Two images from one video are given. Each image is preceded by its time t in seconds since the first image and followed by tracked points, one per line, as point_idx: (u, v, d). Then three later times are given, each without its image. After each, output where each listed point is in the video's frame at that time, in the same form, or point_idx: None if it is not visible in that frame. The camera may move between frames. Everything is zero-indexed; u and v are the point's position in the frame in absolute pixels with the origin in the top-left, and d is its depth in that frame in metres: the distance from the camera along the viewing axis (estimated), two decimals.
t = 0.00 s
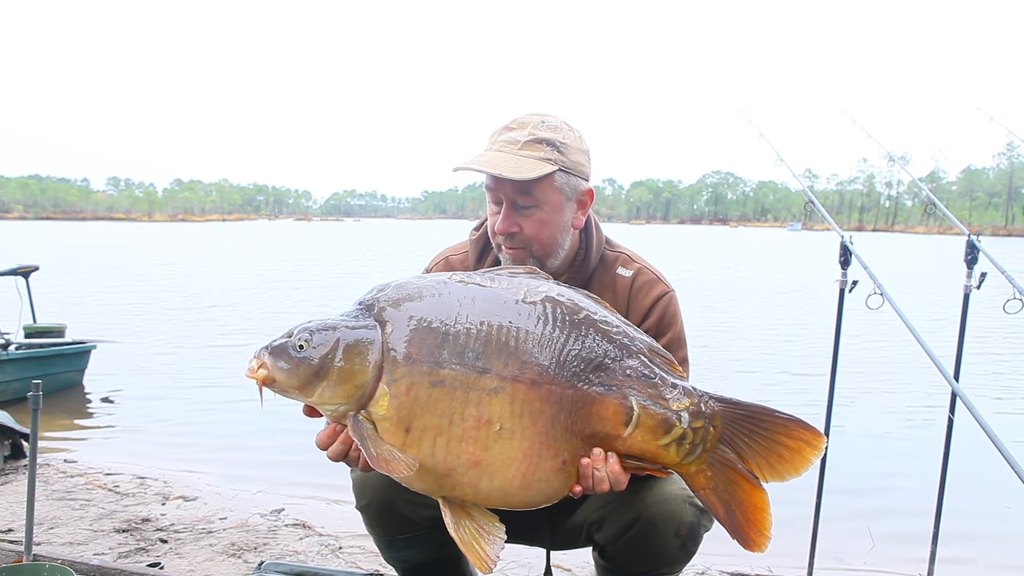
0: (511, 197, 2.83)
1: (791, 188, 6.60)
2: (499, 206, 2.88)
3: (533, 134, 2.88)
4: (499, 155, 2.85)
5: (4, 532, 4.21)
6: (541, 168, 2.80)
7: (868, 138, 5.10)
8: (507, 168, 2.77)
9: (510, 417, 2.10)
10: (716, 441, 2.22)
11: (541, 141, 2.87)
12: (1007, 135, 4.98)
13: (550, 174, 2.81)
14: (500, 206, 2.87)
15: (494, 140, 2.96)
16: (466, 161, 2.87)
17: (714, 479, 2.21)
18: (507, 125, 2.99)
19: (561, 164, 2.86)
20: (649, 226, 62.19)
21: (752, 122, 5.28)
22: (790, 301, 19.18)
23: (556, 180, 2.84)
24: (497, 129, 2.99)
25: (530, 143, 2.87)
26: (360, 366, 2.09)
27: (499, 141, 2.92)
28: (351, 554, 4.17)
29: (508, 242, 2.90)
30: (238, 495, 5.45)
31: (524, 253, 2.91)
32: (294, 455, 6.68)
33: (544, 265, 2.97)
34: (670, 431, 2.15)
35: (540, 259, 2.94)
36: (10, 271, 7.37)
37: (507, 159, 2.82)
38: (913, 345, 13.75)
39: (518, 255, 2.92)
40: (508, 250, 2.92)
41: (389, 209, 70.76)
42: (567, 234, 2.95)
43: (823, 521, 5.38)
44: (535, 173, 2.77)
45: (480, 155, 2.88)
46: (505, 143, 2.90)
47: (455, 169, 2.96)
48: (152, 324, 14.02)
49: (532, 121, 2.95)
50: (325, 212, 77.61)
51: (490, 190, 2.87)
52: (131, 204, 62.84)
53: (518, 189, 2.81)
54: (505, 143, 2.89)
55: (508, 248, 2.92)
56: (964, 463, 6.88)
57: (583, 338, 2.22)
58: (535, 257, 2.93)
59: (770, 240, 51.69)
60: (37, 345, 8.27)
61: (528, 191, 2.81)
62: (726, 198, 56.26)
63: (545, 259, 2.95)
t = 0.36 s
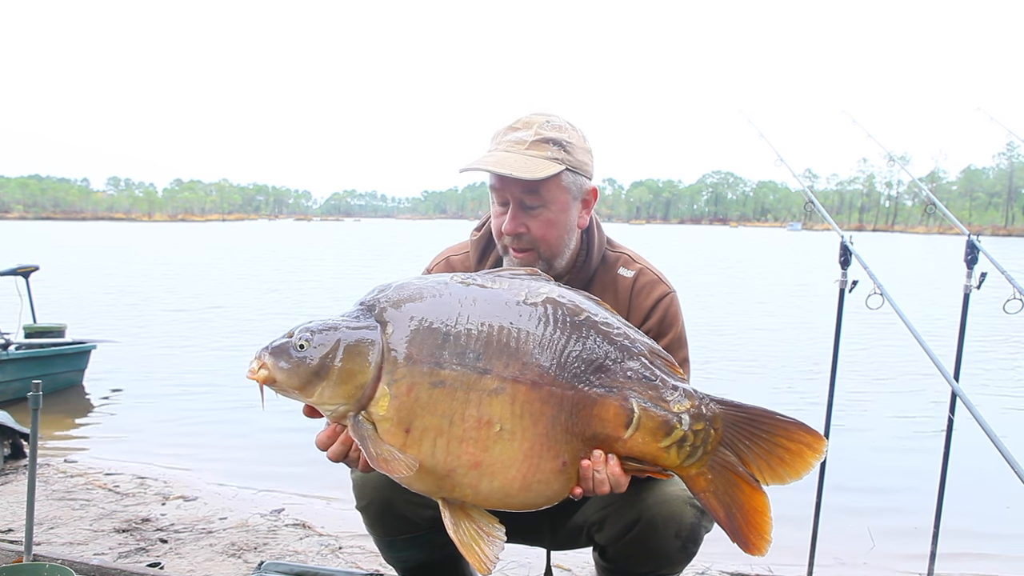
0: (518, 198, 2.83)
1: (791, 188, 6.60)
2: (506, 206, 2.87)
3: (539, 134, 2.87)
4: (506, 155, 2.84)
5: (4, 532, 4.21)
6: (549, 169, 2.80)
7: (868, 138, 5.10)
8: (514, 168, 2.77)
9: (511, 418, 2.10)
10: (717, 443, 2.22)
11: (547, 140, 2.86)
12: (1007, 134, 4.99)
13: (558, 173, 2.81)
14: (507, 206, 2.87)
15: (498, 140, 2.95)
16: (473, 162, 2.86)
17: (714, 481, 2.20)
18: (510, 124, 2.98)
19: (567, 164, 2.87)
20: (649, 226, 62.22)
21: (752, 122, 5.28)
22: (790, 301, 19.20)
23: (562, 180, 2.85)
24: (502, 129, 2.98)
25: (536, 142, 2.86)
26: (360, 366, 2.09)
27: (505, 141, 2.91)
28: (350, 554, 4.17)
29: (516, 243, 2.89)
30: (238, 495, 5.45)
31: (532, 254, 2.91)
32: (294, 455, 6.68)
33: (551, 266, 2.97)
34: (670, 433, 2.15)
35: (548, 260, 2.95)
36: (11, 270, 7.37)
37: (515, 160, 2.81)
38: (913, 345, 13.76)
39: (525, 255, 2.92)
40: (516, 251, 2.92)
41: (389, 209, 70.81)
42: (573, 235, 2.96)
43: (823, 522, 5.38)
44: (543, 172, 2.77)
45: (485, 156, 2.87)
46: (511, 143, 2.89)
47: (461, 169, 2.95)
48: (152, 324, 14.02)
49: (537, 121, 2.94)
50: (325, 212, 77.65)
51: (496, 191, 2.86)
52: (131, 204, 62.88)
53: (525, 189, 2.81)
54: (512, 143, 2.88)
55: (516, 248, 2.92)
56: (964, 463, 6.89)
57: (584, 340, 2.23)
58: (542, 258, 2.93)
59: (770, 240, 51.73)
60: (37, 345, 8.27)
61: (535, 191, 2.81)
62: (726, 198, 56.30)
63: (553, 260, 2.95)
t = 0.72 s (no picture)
0: (546, 176, 2.91)
1: (791, 188, 6.63)
2: (533, 187, 2.93)
3: (559, 117, 2.96)
4: (537, 133, 2.87)
5: (4, 532, 4.21)
6: (578, 145, 2.90)
7: (868, 138, 5.10)
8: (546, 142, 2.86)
9: (509, 421, 2.10)
10: (717, 451, 2.22)
11: (566, 123, 2.96)
12: (1006, 134, 4.99)
13: (584, 149, 2.93)
14: (534, 186, 2.93)
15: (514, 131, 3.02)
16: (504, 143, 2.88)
17: (712, 489, 2.21)
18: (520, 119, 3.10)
19: (586, 144, 2.99)
20: (649, 226, 62.21)
21: (752, 123, 5.29)
22: (790, 301, 19.19)
23: (585, 160, 2.97)
24: (514, 117, 2.99)
25: (558, 124, 2.94)
26: (362, 365, 2.09)
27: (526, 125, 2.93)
28: (350, 554, 4.17)
29: (542, 224, 2.91)
30: (238, 495, 5.45)
31: (558, 235, 2.92)
32: (294, 455, 6.69)
33: (573, 250, 2.99)
34: (669, 440, 2.15)
35: (571, 243, 2.97)
36: (11, 271, 7.37)
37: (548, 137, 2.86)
38: (913, 345, 13.76)
39: (550, 237, 2.93)
40: (541, 234, 2.92)
41: (389, 209, 70.85)
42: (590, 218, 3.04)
43: (822, 522, 5.38)
44: (572, 145, 2.89)
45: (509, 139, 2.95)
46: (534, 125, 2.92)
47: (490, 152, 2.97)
48: (153, 324, 14.02)
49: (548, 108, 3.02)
50: (325, 212, 77.67)
51: (522, 171, 2.92)
52: (131, 204, 62.92)
53: (554, 167, 2.91)
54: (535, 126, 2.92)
55: (542, 230, 2.93)
56: (964, 464, 6.89)
57: (584, 343, 2.22)
58: (568, 241, 2.95)
59: (771, 240, 51.74)
60: (37, 345, 8.27)
61: (562, 168, 2.91)
62: (727, 198, 56.35)
63: (576, 242, 2.97)
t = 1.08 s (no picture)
0: (546, 175, 2.91)
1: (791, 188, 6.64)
2: (533, 187, 2.93)
3: (560, 116, 2.96)
4: (538, 132, 2.87)
5: (4, 532, 4.21)
6: (578, 145, 2.90)
7: (868, 138, 5.11)
8: (547, 143, 2.86)
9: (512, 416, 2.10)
10: (719, 445, 2.21)
11: (568, 122, 2.96)
12: (1007, 135, 4.99)
13: (585, 149, 2.93)
14: (534, 186, 2.93)
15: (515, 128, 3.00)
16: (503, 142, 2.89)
17: (717, 483, 2.20)
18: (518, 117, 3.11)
19: (587, 145, 2.99)
20: (649, 226, 62.23)
21: (753, 123, 5.28)
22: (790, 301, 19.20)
23: (585, 160, 2.97)
24: (515, 116, 2.99)
25: (559, 123, 2.94)
26: (365, 362, 2.11)
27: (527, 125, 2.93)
28: (350, 554, 4.17)
29: (542, 223, 2.91)
30: (238, 495, 5.45)
31: (557, 234, 2.92)
32: (294, 456, 6.68)
33: (573, 249, 2.99)
34: (672, 434, 2.14)
35: (571, 242, 2.97)
36: (10, 271, 7.37)
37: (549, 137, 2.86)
38: (913, 345, 13.76)
39: (550, 236, 2.93)
40: (540, 232, 2.92)
41: (390, 208, 70.87)
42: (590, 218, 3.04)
43: (823, 522, 5.37)
44: (573, 145, 2.89)
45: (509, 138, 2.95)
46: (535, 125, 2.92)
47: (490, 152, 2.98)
48: (152, 324, 14.03)
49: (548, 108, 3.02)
50: (325, 212, 77.67)
51: (523, 170, 2.92)
52: (132, 204, 62.95)
53: (554, 167, 2.91)
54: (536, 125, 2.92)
55: (540, 229, 2.93)
56: (964, 464, 6.89)
57: (585, 339, 2.22)
58: (567, 240, 2.95)
59: (771, 240, 51.77)
60: (37, 345, 8.27)
61: (563, 168, 2.91)
62: (726, 198, 56.37)
63: (576, 241, 2.97)
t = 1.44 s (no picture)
0: (547, 175, 2.91)
1: (791, 188, 6.64)
2: (533, 187, 2.92)
3: (560, 115, 2.95)
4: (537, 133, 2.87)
5: (4, 532, 4.21)
6: (577, 145, 2.89)
7: (868, 138, 5.11)
8: (547, 144, 2.86)
9: (519, 410, 2.10)
10: (724, 439, 2.21)
11: (568, 121, 2.95)
12: (1007, 134, 4.99)
13: (586, 148, 2.92)
14: (534, 186, 2.92)
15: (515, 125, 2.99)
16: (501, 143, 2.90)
17: (721, 477, 2.20)
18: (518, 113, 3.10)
19: (588, 144, 2.98)
20: (649, 226, 62.24)
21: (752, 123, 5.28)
22: (790, 301, 19.20)
23: (586, 159, 2.96)
24: (516, 114, 2.99)
25: (559, 122, 2.93)
26: (369, 356, 2.09)
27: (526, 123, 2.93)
28: (350, 554, 4.16)
29: (542, 223, 2.91)
30: (238, 496, 5.45)
31: (557, 234, 2.93)
32: (294, 455, 6.68)
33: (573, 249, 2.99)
34: (678, 427, 2.14)
35: (572, 242, 2.97)
36: (11, 271, 7.36)
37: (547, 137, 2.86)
38: (913, 345, 13.77)
39: (550, 236, 2.93)
40: (541, 232, 2.92)
41: (390, 209, 70.87)
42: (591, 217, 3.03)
43: (823, 522, 5.37)
44: (573, 144, 2.88)
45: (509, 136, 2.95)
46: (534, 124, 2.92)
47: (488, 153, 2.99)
48: (152, 325, 14.02)
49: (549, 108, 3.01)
50: (325, 212, 77.65)
51: (524, 170, 2.92)
52: (131, 204, 62.94)
53: (554, 166, 2.90)
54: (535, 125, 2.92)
55: (541, 229, 2.93)
56: (964, 464, 6.89)
57: (591, 333, 2.23)
58: (568, 240, 2.95)
59: (771, 240, 51.78)
60: (37, 345, 8.27)
61: (564, 168, 2.91)
62: (726, 198, 56.37)
63: (577, 240, 2.97)
